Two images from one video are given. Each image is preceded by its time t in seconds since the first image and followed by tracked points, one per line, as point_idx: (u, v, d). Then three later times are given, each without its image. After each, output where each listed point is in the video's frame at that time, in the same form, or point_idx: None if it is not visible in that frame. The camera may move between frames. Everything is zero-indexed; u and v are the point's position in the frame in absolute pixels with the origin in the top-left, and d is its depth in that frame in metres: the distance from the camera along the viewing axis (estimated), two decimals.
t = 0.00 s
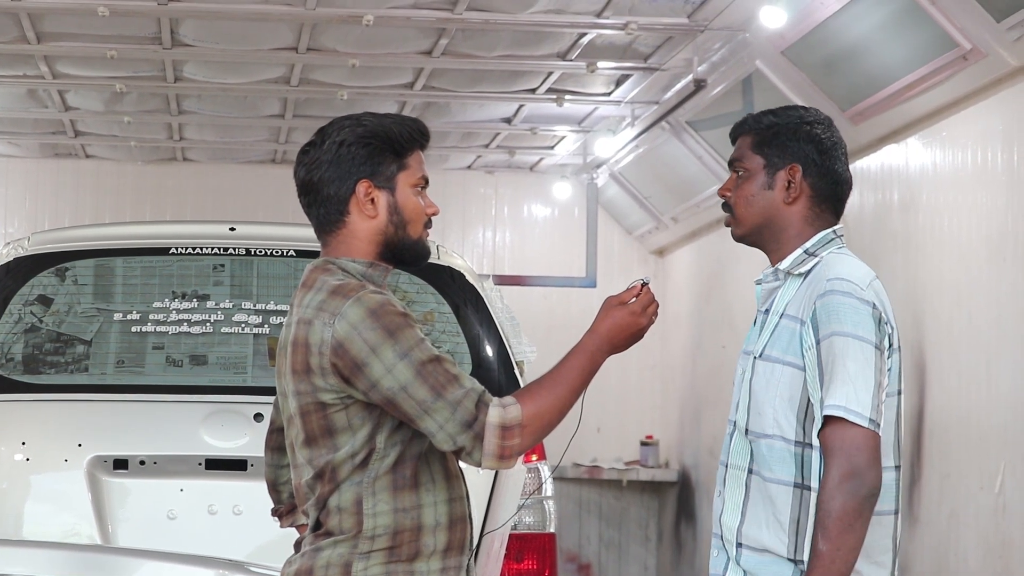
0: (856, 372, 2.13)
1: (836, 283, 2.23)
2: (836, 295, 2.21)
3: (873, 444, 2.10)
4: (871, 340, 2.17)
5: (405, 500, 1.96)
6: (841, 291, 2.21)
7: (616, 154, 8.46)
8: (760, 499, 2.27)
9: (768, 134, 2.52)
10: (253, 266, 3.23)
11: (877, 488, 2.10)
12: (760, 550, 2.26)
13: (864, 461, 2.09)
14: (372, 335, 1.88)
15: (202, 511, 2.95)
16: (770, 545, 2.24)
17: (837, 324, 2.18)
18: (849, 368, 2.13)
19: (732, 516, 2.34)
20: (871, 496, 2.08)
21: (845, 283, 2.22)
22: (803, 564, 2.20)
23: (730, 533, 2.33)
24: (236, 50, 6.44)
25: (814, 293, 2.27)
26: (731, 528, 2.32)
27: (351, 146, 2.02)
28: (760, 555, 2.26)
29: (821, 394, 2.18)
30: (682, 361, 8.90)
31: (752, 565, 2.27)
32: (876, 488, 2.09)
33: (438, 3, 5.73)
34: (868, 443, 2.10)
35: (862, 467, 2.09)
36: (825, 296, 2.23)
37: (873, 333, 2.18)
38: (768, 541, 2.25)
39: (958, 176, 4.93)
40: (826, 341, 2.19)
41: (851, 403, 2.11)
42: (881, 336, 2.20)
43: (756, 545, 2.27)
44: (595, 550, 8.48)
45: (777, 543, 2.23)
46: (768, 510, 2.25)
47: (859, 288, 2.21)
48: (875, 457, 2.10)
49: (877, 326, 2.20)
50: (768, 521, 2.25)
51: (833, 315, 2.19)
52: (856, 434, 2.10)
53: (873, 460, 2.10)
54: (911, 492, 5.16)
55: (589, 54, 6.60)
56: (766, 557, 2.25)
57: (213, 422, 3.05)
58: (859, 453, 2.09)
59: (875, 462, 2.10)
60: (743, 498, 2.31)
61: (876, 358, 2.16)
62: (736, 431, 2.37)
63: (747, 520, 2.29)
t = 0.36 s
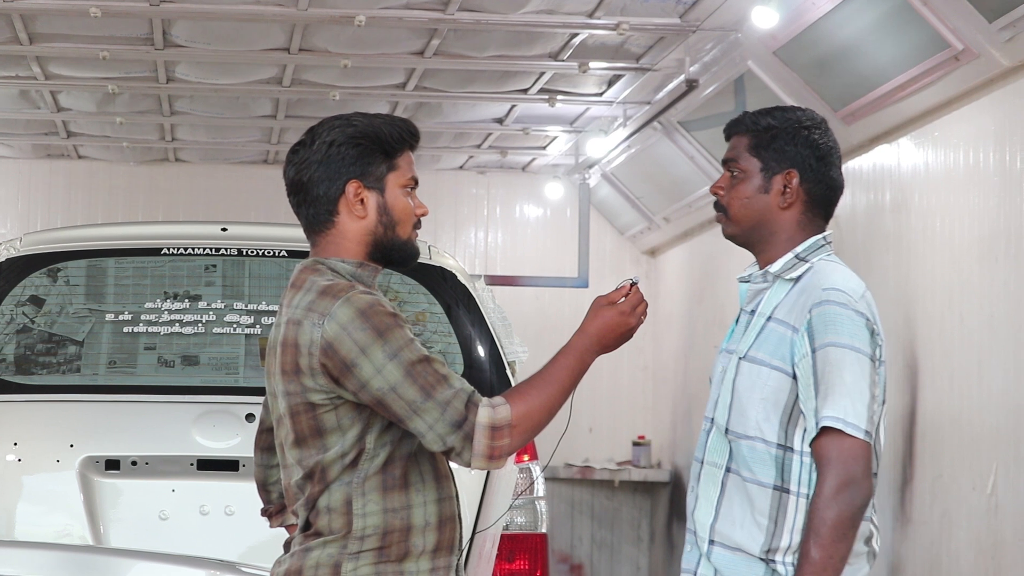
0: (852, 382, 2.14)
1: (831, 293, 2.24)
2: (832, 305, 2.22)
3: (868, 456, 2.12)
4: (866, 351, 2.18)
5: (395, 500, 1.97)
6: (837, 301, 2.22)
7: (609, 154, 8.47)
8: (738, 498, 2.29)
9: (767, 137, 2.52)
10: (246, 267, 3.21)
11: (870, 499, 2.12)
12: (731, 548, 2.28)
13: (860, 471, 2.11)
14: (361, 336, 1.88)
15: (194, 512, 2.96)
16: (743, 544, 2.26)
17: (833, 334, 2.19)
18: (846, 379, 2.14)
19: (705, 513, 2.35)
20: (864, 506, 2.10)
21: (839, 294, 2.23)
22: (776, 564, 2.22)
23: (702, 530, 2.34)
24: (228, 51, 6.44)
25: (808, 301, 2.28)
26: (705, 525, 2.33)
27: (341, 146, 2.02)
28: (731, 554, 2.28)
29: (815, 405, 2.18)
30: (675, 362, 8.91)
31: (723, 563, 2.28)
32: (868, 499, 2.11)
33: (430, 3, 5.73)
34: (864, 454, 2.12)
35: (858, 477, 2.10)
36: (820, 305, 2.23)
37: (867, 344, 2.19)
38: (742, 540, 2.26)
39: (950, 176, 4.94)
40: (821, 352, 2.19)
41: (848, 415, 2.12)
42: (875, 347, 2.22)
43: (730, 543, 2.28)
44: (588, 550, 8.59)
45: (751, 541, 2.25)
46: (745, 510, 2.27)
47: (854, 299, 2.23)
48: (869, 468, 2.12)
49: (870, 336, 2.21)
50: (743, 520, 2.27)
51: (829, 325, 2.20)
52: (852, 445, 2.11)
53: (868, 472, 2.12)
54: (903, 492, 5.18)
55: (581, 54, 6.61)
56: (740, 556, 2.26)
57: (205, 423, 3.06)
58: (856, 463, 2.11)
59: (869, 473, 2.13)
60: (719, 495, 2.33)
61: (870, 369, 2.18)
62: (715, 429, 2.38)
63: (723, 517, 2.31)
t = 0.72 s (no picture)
0: (825, 377, 2.15)
1: (810, 287, 2.24)
2: (808, 299, 2.22)
3: (835, 449, 2.12)
4: (840, 346, 2.19)
5: (388, 492, 1.97)
6: (814, 295, 2.22)
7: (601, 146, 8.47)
8: (714, 490, 2.30)
9: (741, 134, 2.52)
10: (238, 259, 3.21)
11: (836, 492, 2.12)
12: (705, 538, 2.30)
13: (827, 464, 2.11)
14: (355, 326, 1.89)
15: (186, 504, 2.97)
16: (718, 535, 2.27)
17: (808, 328, 2.19)
18: (819, 373, 2.15)
19: (682, 503, 2.36)
20: (829, 499, 2.10)
21: (818, 288, 2.23)
22: (747, 555, 2.23)
23: (679, 520, 2.36)
24: (221, 43, 6.42)
25: (787, 294, 2.28)
26: (682, 514, 2.35)
27: (334, 138, 2.02)
28: (706, 544, 2.29)
29: (788, 397, 2.19)
30: (667, 354, 8.92)
31: (697, 553, 2.30)
32: (834, 492, 2.11)
33: None
34: (831, 447, 2.12)
35: (824, 470, 2.10)
36: (797, 298, 2.24)
37: (842, 339, 2.20)
38: (716, 531, 2.28)
39: (943, 168, 4.95)
40: (796, 345, 2.20)
41: (817, 408, 2.12)
42: (850, 342, 2.22)
43: (705, 534, 2.30)
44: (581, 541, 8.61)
45: (724, 532, 2.26)
46: (720, 501, 2.29)
47: (831, 294, 2.23)
48: (836, 462, 2.12)
49: (846, 332, 2.22)
50: (719, 511, 2.28)
51: (805, 318, 2.20)
52: (820, 438, 2.12)
53: (835, 464, 2.12)
54: (896, 483, 5.20)
55: (574, 46, 6.60)
56: (714, 546, 2.28)
57: (197, 416, 3.06)
58: (823, 456, 2.11)
59: (836, 466, 2.12)
60: (696, 485, 2.34)
61: (843, 364, 2.18)
62: (694, 419, 2.39)
63: (699, 508, 2.32)
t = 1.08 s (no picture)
0: (833, 371, 2.14)
1: (813, 283, 2.23)
2: (812, 294, 2.21)
3: (849, 443, 2.12)
4: (847, 340, 2.18)
5: (394, 490, 1.97)
6: (818, 291, 2.22)
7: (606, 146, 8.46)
8: (728, 492, 2.29)
9: (748, 131, 2.52)
10: (243, 258, 3.22)
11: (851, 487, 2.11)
12: (721, 540, 2.29)
13: (841, 459, 2.10)
14: (362, 324, 1.88)
15: (191, 503, 2.96)
16: (733, 536, 2.27)
17: (814, 323, 2.18)
18: (827, 367, 2.14)
19: (696, 506, 2.36)
20: (845, 495, 2.09)
21: (822, 283, 2.23)
22: (764, 556, 2.23)
23: (693, 524, 2.35)
24: (226, 42, 6.42)
25: (791, 291, 2.27)
26: (696, 518, 2.35)
27: (343, 136, 2.02)
28: (722, 546, 2.29)
29: (797, 394, 2.18)
30: (672, 354, 8.92)
31: (714, 556, 2.29)
32: (850, 487, 2.10)
33: None
34: (844, 441, 2.11)
35: (839, 465, 2.10)
36: (801, 294, 2.23)
37: (849, 333, 2.19)
38: (732, 533, 2.27)
39: (947, 168, 4.94)
40: (802, 341, 2.19)
41: (828, 403, 2.11)
42: (857, 336, 2.21)
43: (720, 536, 2.29)
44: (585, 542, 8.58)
45: (739, 533, 2.26)
46: (734, 502, 2.28)
47: (836, 288, 2.22)
48: (850, 456, 2.12)
49: (852, 326, 2.21)
50: (733, 512, 2.27)
51: (809, 314, 2.20)
52: (833, 433, 2.11)
53: (849, 459, 2.11)
54: (901, 483, 5.19)
55: (579, 45, 6.59)
56: (730, 548, 2.27)
57: (202, 415, 3.05)
58: (836, 451, 2.10)
59: (850, 461, 2.12)
60: (710, 489, 2.33)
61: (851, 358, 2.18)
62: (704, 422, 2.38)
63: (713, 510, 2.32)
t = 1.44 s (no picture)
0: (841, 371, 2.13)
1: (822, 282, 2.23)
2: (821, 293, 2.21)
3: (858, 443, 2.11)
4: (856, 339, 2.17)
5: (398, 492, 1.96)
6: (827, 290, 2.21)
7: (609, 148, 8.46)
8: (740, 496, 2.29)
9: (752, 136, 2.53)
10: (247, 259, 3.21)
11: (861, 487, 2.10)
12: (736, 546, 2.28)
13: (850, 459, 2.09)
14: (366, 327, 1.88)
15: (195, 504, 2.96)
16: (747, 541, 2.26)
17: (823, 322, 2.18)
18: (835, 367, 2.13)
19: (710, 512, 2.35)
20: (854, 495, 2.09)
21: (831, 283, 2.22)
22: (778, 560, 2.21)
23: (709, 530, 2.35)
24: (230, 43, 6.42)
25: (799, 291, 2.27)
26: (711, 524, 2.34)
27: (345, 139, 2.02)
28: (736, 552, 2.28)
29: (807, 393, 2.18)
30: (675, 355, 8.91)
31: (728, 561, 2.29)
32: (859, 487, 2.10)
33: None
34: (854, 441, 2.11)
35: (847, 465, 2.09)
36: (810, 294, 2.23)
37: (858, 332, 2.18)
38: (745, 538, 2.27)
39: (951, 169, 4.94)
40: (811, 340, 2.19)
41: (836, 402, 2.11)
42: (866, 336, 2.20)
43: (733, 540, 2.29)
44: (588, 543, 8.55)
45: (752, 537, 2.25)
46: (748, 506, 2.27)
47: (845, 288, 2.22)
48: (860, 457, 2.11)
49: (861, 325, 2.20)
50: (746, 516, 2.27)
51: (818, 313, 2.19)
52: (842, 432, 2.10)
53: (859, 459, 2.10)
54: (904, 484, 5.18)
55: (582, 46, 6.59)
56: (744, 553, 2.27)
57: (206, 415, 3.06)
58: (845, 451, 2.10)
59: (859, 462, 2.11)
60: (723, 493, 2.33)
61: (860, 357, 2.17)
62: (718, 428, 2.38)
63: (726, 516, 2.31)
